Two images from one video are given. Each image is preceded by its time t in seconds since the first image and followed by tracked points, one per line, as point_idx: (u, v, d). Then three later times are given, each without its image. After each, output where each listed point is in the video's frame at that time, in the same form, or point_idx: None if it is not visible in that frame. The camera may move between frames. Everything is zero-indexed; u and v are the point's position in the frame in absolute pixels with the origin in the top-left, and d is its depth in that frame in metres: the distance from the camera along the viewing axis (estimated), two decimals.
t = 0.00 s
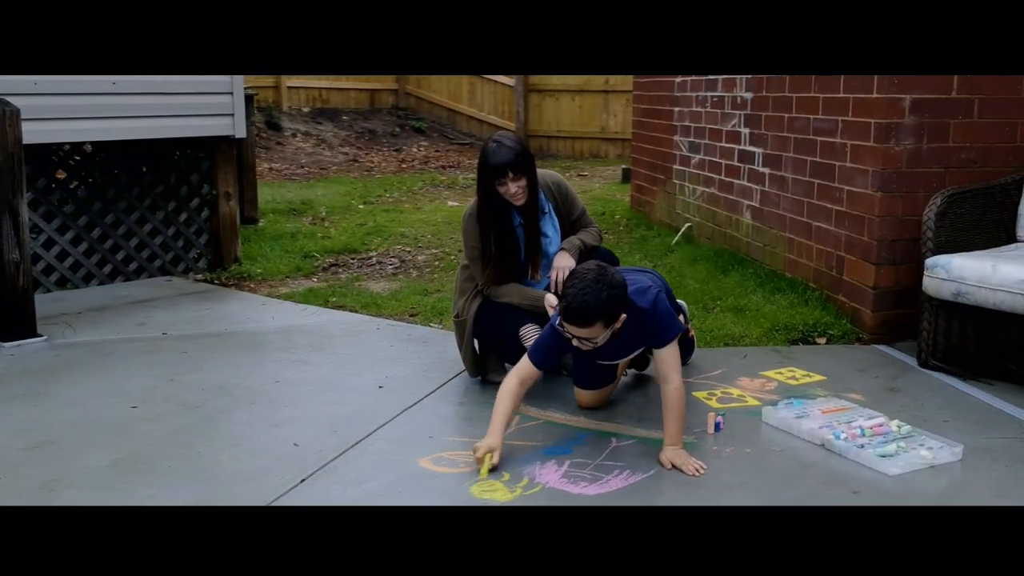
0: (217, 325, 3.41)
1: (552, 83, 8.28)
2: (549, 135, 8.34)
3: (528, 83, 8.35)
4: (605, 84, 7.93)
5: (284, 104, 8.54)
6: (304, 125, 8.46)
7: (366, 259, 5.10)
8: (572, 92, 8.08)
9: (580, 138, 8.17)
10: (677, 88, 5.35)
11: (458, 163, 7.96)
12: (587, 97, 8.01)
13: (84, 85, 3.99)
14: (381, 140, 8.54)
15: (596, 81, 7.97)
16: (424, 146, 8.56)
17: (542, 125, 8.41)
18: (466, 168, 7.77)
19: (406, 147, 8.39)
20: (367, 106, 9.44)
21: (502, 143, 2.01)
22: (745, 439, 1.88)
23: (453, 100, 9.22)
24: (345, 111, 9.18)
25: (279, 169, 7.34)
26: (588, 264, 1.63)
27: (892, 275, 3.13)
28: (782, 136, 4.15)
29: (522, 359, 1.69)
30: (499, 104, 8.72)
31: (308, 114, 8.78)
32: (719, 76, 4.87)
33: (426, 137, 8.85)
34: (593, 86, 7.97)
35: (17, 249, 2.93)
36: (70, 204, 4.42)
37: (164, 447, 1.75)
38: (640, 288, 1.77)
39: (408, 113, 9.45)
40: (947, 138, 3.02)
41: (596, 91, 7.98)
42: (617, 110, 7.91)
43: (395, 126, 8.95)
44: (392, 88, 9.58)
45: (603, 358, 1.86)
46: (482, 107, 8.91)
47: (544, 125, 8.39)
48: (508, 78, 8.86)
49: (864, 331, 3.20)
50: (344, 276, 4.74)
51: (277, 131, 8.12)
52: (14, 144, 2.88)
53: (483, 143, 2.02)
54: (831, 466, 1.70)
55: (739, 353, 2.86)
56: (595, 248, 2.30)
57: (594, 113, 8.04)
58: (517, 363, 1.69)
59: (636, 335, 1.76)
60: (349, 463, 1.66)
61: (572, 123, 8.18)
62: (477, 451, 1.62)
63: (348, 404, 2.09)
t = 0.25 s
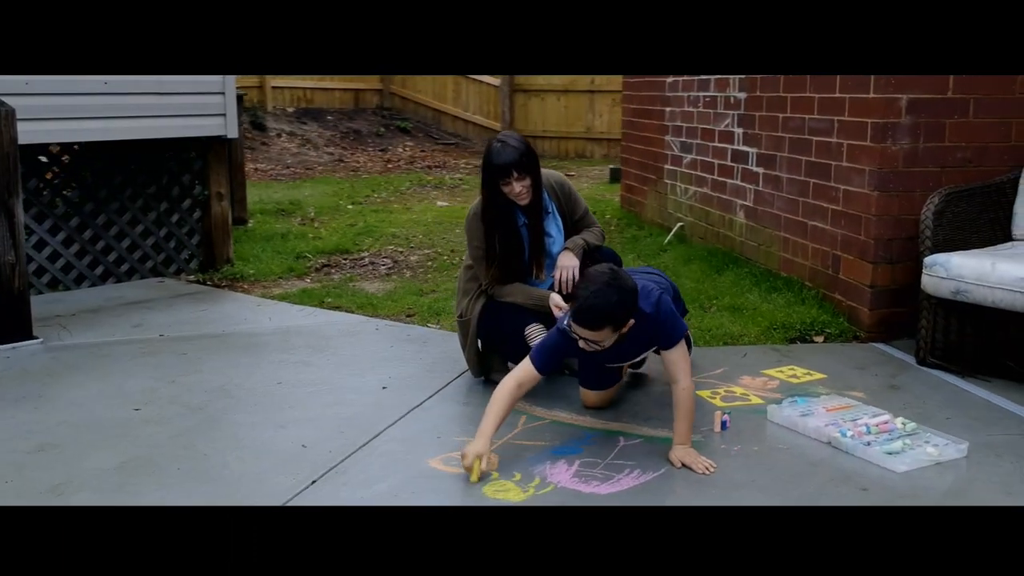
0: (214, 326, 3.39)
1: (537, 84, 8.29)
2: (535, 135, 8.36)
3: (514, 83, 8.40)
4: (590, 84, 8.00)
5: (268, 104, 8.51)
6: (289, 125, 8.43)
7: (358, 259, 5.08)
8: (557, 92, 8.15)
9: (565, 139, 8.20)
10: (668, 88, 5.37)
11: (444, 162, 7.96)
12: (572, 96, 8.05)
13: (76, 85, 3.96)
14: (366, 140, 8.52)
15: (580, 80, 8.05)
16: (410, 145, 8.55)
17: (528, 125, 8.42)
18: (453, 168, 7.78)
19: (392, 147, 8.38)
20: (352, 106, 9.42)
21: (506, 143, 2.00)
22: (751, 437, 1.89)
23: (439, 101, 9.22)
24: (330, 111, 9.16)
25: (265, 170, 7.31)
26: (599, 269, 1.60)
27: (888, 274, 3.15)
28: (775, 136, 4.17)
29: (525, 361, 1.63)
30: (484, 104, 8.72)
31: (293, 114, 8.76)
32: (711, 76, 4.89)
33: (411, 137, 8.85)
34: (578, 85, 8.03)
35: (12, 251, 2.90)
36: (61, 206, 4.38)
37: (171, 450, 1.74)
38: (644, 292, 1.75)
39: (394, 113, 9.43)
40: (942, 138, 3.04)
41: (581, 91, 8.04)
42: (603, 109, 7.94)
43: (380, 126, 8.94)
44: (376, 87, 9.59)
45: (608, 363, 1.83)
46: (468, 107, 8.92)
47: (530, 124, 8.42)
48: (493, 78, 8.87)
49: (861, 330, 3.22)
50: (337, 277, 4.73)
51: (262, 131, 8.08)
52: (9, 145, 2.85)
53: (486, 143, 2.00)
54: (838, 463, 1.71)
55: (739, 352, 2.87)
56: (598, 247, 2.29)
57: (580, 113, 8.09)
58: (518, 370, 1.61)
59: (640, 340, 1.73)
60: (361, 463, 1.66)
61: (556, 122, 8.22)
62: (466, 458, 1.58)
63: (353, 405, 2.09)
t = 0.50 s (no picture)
0: (202, 329, 3.36)
1: (514, 84, 8.31)
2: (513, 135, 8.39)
3: (491, 83, 8.41)
4: (567, 84, 8.14)
5: (243, 104, 8.44)
6: (265, 125, 8.38)
7: (343, 260, 5.06)
8: (534, 92, 8.26)
9: (544, 139, 8.35)
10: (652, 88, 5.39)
11: (422, 162, 7.95)
12: (551, 96, 8.22)
13: (60, 85, 3.92)
14: (343, 140, 8.48)
15: (557, 81, 8.19)
16: (387, 145, 8.52)
17: (504, 125, 8.44)
18: (430, 167, 7.77)
19: (369, 147, 8.35)
20: (328, 107, 9.37)
21: (505, 143, 1.99)
22: (753, 435, 1.89)
23: (415, 101, 9.21)
24: (306, 111, 9.11)
25: (242, 170, 7.25)
26: (616, 280, 1.49)
27: (878, 272, 3.18)
28: (762, 135, 4.20)
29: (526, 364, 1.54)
30: (461, 104, 8.73)
31: (269, 115, 8.70)
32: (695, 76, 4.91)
33: (388, 137, 8.82)
34: (555, 86, 8.18)
35: None
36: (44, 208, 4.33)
37: (174, 457, 1.71)
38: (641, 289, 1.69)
39: (370, 113, 9.40)
40: (930, 138, 3.08)
41: (559, 91, 8.19)
42: (580, 110, 8.15)
43: (356, 126, 8.90)
44: (352, 87, 9.56)
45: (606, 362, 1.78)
46: (444, 107, 8.91)
47: (507, 125, 8.43)
48: (469, 78, 8.87)
49: (851, 327, 3.25)
50: (324, 278, 4.71)
51: (237, 132, 8.02)
52: None
53: (485, 143, 2.00)
54: (841, 461, 1.72)
55: (732, 351, 2.89)
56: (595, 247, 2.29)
57: (558, 113, 8.26)
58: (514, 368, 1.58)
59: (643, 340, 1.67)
60: (367, 466, 1.65)
61: (534, 124, 8.36)
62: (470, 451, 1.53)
63: (353, 407, 2.07)
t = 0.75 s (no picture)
0: (187, 331, 3.32)
1: (491, 84, 8.31)
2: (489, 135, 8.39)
3: (467, 83, 8.39)
4: (543, 84, 8.06)
5: (216, 105, 8.39)
6: (239, 126, 8.31)
7: (325, 261, 5.04)
8: (510, 92, 8.18)
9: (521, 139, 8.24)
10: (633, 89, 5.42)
11: (398, 163, 7.92)
12: (526, 97, 8.13)
13: (39, 86, 3.86)
14: (318, 140, 8.43)
15: (534, 81, 8.12)
16: (363, 146, 8.47)
17: (480, 125, 8.44)
18: (407, 168, 7.75)
19: (344, 147, 8.31)
20: (302, 107, 9.31)
21: (498, 143, 1.97)
22: (749, 434, 1.90)
23: (391, 101, 9.17)
24: (280, 111, 9.05)
25: (218, 172, 7.19)
26: (615, 282, 1.49)
27: (863, 271, 3.22)
28: (746, 136, 4.22)
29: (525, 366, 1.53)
30: (437, 104, 8.71)
31: (243, 116, 8.62)
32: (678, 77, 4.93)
33: (363, 137, 8.79)
34: (531, 86, 8.11)
35: None
36: (23, 210, 4.26)
37: (170, 462, 1.69)
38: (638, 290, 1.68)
39: (345, 114, 9.36)
40: (915, 138, 3.11)
41: (535, 91, 8.12)
42: (557, 110, 8.07)
43: (332, 126, 8.85)
44: (327, 88, 9.51)
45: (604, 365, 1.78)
46: (420, 107, 8.89)
47: (483, 125, 8.43)
48: (445, 78, 8.86)
49: (837, 326, 3.28)
50: (307, 279, 4.68)
51: (212, 133, 7.95)
52: None
53: (478, 144, 1.97)
54: (838, 459, 1.74)
55: (722, 350, 2.91)
56: (587, 248, 2.29)
57: (534, 113, 8.19)
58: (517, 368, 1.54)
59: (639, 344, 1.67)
60: (367, 469, 1.64)
61: (510, 123, 8.26)
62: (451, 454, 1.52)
63: (348, 410, 2.06)
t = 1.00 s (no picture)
0: (172, 335, 3.28)
1: (465, 84, 8.30)
2: (464, 135, 8.38)
3: (441, 83, 8.37)
4: (518, 84, 8.08)
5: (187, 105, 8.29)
6: (211, 127, 8.22)
7: (306, 263, 5.01)
8: (483, 93, 8.20)
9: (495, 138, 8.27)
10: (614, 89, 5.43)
11: (373, 163, 7.89)
12: (500, 97, 8.13)
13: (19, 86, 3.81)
14: (291, 141, 8.36)
15: (508, 81, 8.16)
16: (336, 146, 8.42)
17: (455, 125, 8.43)
18: (382, 169, 7.72)
19: (318, 148, 8.26)
20: (274, 108, 9.23)
21: (492, 145, 1.97)
22: (746, 433, 1.92)
23: (364, 101, 9.13)
24: (252, 112, 8.97)
25: (190, 173, 7.10)
26: (615, 280, 1.50)
27: (848, 271, 3.25)
28: (729, 136, 4.25)
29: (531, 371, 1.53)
30: (410, 105, 8.69)
31: (214, 117, 8.53)
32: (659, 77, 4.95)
33: (336, 138, 8.74)
34: (506, 87, 8.13)
35: None
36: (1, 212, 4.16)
37: (168, 470, 1.67)
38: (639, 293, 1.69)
39: (318, 114, 9.29)
40: (898, 138, 3.15)
41: (509, 92, 8.13)
42: (530, 110, 8.06)
43: (304, 127, 8.78)
44: (298, 88, 9.43)
45: (602, 368, 1.78)
46: (393, 107, 8.85)
47: (457, 125, 8.43)
48: (418, 78, 8.83)
49: (823, 325, 3.32)
50: (289, 281, 4.65)
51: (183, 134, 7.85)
52: None
53: (473, 145, 1.96)
54: (835, 457, 1.75)
55: (711, 350, 2.92)
56: (579, 250, 2.28)
57: (508, 113, 8.18)
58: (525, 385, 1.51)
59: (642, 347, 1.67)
60: (368, 473, 1.63)
61: (484, 123, 8.29)
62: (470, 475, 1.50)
63: (344, 414, 2.05)
